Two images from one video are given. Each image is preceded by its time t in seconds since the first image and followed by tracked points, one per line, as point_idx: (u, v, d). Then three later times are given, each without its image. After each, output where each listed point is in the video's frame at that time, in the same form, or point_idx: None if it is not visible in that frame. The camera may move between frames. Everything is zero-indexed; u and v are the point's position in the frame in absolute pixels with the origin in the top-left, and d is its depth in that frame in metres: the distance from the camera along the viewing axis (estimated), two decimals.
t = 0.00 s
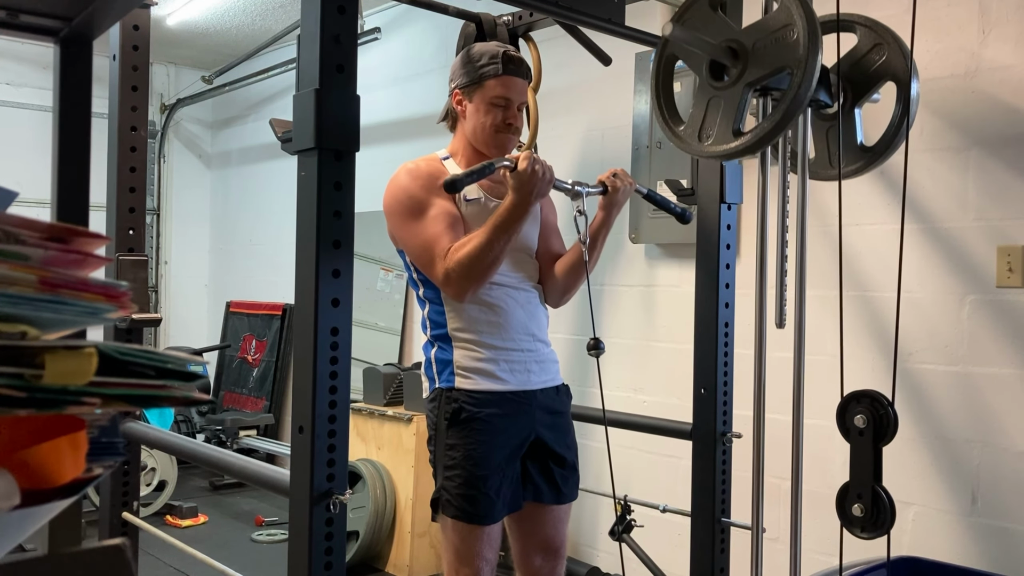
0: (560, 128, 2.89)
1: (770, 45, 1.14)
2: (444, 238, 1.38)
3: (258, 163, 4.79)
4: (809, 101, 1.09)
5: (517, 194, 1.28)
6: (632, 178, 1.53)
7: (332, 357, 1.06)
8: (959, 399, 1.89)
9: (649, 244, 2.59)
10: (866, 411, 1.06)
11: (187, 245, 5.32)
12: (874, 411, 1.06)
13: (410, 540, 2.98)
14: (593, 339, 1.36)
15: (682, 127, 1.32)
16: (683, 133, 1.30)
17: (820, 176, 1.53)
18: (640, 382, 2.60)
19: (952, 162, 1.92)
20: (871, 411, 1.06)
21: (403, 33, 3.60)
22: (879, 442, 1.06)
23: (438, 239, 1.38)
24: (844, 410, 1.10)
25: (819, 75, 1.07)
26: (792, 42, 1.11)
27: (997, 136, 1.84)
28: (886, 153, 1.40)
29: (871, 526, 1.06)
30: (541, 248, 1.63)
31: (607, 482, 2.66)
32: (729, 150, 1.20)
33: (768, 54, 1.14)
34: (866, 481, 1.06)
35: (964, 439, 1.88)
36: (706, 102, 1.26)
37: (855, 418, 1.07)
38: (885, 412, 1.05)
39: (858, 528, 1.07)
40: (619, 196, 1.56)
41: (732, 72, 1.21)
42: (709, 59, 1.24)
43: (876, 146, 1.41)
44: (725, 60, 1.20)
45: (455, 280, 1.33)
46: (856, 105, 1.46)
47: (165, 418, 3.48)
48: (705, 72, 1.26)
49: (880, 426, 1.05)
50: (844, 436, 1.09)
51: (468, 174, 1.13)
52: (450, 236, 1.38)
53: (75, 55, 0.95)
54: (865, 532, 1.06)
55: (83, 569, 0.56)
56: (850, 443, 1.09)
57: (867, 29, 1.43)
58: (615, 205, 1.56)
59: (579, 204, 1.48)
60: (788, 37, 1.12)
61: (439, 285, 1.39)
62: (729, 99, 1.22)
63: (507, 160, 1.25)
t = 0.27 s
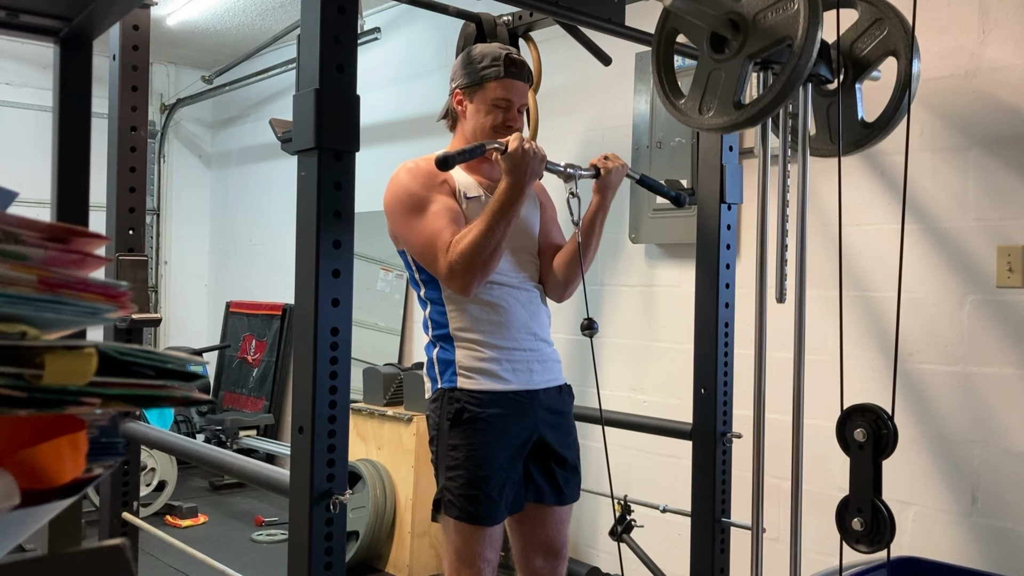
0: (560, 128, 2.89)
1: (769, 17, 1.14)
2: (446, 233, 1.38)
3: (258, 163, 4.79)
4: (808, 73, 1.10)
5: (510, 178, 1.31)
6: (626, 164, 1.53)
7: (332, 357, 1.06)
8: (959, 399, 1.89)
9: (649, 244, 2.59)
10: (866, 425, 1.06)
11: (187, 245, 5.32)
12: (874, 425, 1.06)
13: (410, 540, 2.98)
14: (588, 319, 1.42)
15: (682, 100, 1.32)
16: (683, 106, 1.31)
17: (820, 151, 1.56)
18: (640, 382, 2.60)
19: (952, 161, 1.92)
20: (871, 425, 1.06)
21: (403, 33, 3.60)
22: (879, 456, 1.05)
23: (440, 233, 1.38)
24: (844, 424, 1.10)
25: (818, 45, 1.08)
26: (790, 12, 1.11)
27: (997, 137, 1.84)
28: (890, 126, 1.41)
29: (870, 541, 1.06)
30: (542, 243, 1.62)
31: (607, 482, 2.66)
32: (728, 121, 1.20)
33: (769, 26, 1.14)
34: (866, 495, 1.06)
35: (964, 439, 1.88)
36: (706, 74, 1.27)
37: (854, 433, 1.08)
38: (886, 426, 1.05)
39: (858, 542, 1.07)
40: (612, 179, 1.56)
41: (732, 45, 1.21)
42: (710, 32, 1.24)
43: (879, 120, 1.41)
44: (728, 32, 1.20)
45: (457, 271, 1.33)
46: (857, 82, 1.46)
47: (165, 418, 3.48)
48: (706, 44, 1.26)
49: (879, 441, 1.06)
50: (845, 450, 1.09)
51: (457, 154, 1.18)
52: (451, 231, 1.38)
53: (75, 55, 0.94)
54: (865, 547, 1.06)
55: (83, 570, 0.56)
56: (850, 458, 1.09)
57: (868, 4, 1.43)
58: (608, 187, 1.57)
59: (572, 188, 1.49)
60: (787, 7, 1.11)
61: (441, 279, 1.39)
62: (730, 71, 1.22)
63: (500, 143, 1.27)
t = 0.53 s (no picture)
0: (560, 128, 2.89)
1: None
2: (450, 225, 1.38)
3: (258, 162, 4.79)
4: (808, 45, 1.11)
5: (504, 161, 1.32)
6: (618, 148, 1.56)
7: (332, 357, 1.06)
8: (959, 399, 1.89)
9: (649, 244, 2.59)
10: (865, 440, 1.07)
11: (187, 245, 5.32)
12: (873, 439, 1.06)
13: (410, 540, 2.98)
14: (582, 299, 1.43)
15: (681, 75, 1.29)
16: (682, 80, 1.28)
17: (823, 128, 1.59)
18: (640, 382, 2.60)
19: (952, 161, 1.92)
20: (871, 440, 1.06)
21: (403, 33, 3.60)
22: (879, 469, 1.06)
23: (444, 226, 1.38)
24: (844, 437, 1.10)
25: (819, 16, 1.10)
26: None
27: (997, 137, 1.84)
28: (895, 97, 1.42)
29: (871, 555, 1.05)
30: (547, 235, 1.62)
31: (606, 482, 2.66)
32: (731, 92, 1.18)
33: None
34: (866, 508, 1.06)
35: (964, 440, 1.88)
36: (706, 48, 1.24)
37: (854, 446, 1.08)
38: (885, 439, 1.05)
39: (858, 556, 1.06)
40: (604, 162, 1.59)
41: (733, 18, 1.20)
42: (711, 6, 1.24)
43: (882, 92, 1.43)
44: (729, 7, 1.21)
45: (462, 260, 1.33)
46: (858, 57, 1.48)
47: (165, 418, 3.48)
48: (706, 19, 1.25)
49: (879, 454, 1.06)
50: (845, 464, 1.09)
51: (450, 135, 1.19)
52: (455, 223, 1.38)
53: (75, 55, 0.94)
54: (866, 560, 1.06)
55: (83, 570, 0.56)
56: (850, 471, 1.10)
57: None
58: (602, 169, 1.58)
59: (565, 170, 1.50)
60: None
61: (446, 272, 1.39)
62: (730, 44, 1.21)
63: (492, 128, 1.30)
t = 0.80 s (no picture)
0: (559, 128, 2.89)
1: None
2: (453, 218, 1.39)
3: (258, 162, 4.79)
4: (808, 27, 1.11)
5: (501, 151, 1.33)
6: (612, 136, 1.56)
7: (332, 357, 1.06)
8: (960, 399, 1.89)
9: (649, 244, 2.59)
10: (866, 448, 1.06)
11: (186, 245, 5.32)
12: (873, 448, 1.06)
13: (410, 540, 2.98)
14: (577, 288, 1.43)
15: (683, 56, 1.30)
16: (683, 61, 1.28)
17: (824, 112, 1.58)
18: (639, 382, 2.60)
19: (952, 161, 1.92)
20: (870, 448, 1.06)
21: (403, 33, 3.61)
22: (879, 478, 1.06)
23: (448, 219, 1.39)
24: (843, 447, 1.10)
25: None
26: None
27: (997, 137, 1.84)
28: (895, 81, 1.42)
29: (871, 564, 1.06)
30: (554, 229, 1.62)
31: (606, 482, 2.65)
32: (731, 73, 1.18)
33: None
34: (866, 517, 1.06)
35: (964, 440, 1.88)
36: (707, 29, 1.25)
37: (853, 456, 1.07)
38: (885, 449, 1.05)
39: (858, 565, 1.07)
40: (600, 150, 1.59)
41: None
42: None
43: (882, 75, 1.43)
44: None
45: (464, 251, 1.33)
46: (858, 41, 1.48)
47: (165, 418, 3.49)
48: None
49: (879, 464, 1.06)
50: (844, 473, 1.08)
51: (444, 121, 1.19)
52: (458, 215, 1.39)
53: (75, 55, 0.94)
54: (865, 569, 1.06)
55: (83, 570, 0.56)
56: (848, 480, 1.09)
57: None
58: (598, 157, 1.58)
59: (560, 158, 1.50)
60: None
61: (450, 265, 1.39)
62: (731, 24, 1.21)
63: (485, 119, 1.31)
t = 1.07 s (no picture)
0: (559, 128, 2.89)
1: None
2: (454, 213, 1.39)
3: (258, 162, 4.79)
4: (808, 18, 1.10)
5: (501, 144, 1.34)
6: (607, 132, 1.57)
7: (332, 357, 1.06)
8: (960, 399, 1.89)
9: (649, 244, 2.59)
10: (865, 454, 1.06)
11: (186, 245, 5.32)
12: (874, 453, 1.06)
13: (410, 540, 2.98)
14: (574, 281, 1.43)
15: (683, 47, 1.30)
16: (684, 52, 1.28)
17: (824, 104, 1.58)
18: (640, 382, 2.60)
19: (952, 161, 1.92)
20: (869, 452, 1.06)
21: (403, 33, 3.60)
22: (879, 483, 1.06)
23: (449, 213, 1.39)
24: (843, 451, 1.10)
25: None
26: None
27: (997, 137, 1.84)
28: (895, 73, 1.41)
29: (870, 569, 1.06)
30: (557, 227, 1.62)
31: (606, 482, 2.66)
32: (731, 63, 1.18)
33: None
34: (866, 522, 1.06)
35: (964, 439, 1.88)
36: (707, 19, 1.25)
37: (854, 461, 1.07)
38: (885, 453, 1.05)
39: (858, 570, 1.07)
40: (597, 147, 1.59)
41: None
42: None
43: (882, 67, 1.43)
44: None
45: (465, 245, 1.33)
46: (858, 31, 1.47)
47: (165, 418, 3.48)
48: None
49: (879, 469, 1.05)
50: (844, 478, 1.08)
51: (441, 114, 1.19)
52: (459, 209, 1.39)
53: (75, 55, 0.94)
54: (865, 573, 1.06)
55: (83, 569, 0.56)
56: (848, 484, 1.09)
57: None
58: (594, 154, 1.59)
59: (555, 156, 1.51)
60: None
61: (451, 260, 1.39)
62: (732, 14, 1.21)
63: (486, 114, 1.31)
